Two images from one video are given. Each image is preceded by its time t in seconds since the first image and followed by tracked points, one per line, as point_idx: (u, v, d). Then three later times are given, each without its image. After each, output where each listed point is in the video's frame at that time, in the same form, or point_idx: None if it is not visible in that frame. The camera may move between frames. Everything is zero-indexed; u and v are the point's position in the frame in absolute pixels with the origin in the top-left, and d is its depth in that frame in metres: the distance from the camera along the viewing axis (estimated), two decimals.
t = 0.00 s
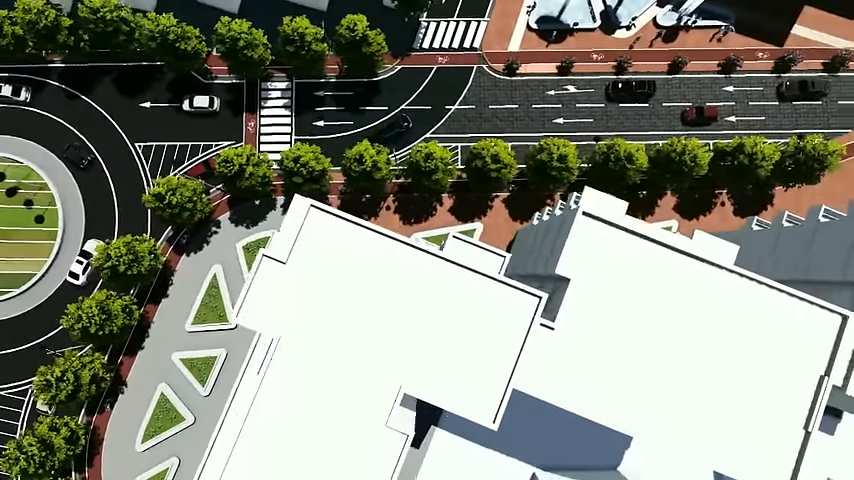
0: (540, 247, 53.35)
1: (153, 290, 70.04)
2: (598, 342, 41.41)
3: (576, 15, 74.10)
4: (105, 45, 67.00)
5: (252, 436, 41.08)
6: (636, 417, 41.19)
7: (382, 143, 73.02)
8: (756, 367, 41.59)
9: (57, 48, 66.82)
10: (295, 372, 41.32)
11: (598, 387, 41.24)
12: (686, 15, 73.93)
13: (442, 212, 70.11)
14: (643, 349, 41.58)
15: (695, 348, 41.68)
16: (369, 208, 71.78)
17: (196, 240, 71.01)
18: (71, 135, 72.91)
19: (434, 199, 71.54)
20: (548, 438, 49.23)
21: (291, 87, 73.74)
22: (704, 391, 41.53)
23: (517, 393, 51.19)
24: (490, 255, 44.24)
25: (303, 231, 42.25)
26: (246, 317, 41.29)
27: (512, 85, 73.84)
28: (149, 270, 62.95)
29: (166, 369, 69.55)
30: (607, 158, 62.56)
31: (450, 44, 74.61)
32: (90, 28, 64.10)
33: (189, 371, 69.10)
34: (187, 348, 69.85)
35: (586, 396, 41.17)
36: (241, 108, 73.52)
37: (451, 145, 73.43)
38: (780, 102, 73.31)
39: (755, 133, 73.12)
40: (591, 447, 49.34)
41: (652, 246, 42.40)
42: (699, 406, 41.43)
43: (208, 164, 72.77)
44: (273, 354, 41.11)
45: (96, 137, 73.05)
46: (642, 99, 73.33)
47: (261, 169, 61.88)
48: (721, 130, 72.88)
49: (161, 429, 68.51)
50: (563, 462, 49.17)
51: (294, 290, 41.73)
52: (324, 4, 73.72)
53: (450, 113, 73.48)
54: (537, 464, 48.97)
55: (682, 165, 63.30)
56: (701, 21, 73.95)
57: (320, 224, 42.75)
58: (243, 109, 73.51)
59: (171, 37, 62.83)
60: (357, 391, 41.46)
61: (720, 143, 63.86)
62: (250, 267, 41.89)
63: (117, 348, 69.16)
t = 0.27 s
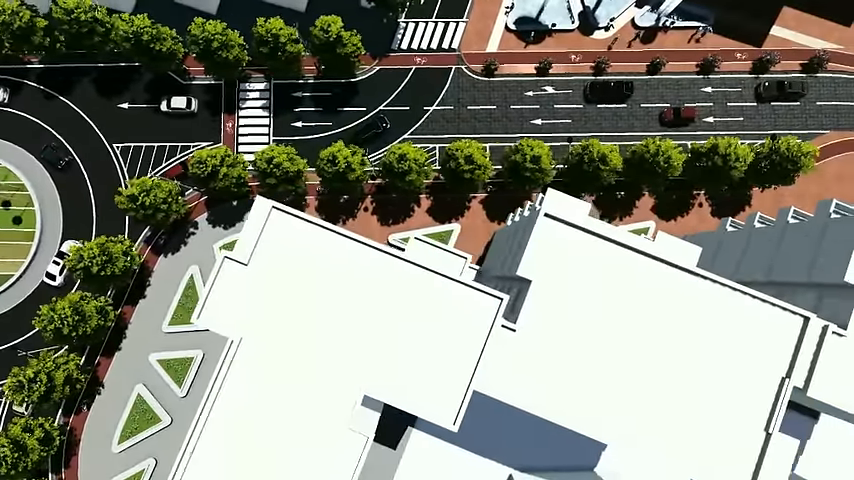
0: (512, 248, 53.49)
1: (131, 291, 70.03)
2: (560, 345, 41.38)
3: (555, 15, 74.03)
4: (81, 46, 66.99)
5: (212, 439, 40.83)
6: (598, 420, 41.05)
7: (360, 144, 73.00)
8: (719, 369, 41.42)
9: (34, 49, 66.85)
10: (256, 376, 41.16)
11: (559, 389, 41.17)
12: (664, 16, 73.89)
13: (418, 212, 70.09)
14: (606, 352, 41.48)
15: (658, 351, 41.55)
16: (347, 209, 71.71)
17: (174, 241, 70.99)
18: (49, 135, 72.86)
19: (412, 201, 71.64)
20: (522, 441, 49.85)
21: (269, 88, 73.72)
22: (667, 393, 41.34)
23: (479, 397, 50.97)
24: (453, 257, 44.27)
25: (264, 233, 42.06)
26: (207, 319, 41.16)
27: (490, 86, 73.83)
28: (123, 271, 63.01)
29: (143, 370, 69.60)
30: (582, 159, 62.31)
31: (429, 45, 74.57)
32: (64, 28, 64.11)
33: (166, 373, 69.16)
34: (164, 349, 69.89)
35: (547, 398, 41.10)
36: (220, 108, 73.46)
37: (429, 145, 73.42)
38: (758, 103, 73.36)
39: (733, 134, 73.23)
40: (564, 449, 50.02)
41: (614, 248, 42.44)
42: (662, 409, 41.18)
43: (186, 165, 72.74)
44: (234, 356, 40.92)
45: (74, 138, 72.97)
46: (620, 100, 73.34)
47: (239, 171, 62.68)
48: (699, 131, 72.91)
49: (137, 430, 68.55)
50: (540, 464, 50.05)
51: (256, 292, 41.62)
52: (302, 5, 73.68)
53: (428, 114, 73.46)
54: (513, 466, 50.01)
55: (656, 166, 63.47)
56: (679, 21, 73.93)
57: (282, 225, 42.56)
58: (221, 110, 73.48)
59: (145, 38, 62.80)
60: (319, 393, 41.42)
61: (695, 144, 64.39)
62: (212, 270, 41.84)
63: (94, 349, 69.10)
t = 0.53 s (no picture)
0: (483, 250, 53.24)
1: (108, 293, 69.93)
2: (523, 347, 41.38)
3: (534, 17, 74.00)
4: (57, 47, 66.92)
5: (173, 443, 40.32)
6: (561, 422, 40.90)
7: (339, 146, 72.90)
8: (681, 372, 41.35)
9: (11, 50, 66.86)
10: (217, 380, 40.86)
11: (521, 392, 41.05)
12: (644, 17, 73.79)
13: (396, 214, 69.97)
14: (570, 361, 41.41)
15: (621, 354, 41.47)
16: (326, 211, 71.58)
17: (152, 243, 70.90)
18: (27, 137, 72.78)
19: (390, 203, 71.58)
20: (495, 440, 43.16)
21: (248, 89, 73.61)
22: (630, 396, 41.17)
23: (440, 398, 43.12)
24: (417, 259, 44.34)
25: (227, 235, 42.00)
26: (169, 321, 41.04)
27: (469, 88, 73.74)
28: (97, 272, 62.88)
29: (120, 371, 69.55)
30: (557, 161, 62.33)
31: (408, 46, 74.42)
32: (40, 30, 64.10)
33: (144, 374, 69.14)
34: (142, 350, 69.87)
35: (510, 402, 40.96)
36: (198, 110, 73.40)
37: (408, 147, 73.28)
38: (737, 105, 73.32)
39: (712, 136, 73.20)
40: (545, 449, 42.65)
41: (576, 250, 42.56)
42: (625, 411, 41.01)
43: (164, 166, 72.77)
44: (195, 358, 40.64)
45: (53, 139, 72.88)
46: (598, 102, 73.30)
47: (214, 172, 62.89)
48: (678, 132, 72.83)
49: (115, 432, 68.50)
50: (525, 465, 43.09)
51: (218, 295, 41.54)
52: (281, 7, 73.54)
53: (407, 116, 73.38)
54: (491, 467, 43.20)
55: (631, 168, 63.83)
56: (659, 23, 73.84)
57: (245, 228, 42.56)
58: (199, 112, 73.38)
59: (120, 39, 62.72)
60: (280, 396, 40.90)
61: (672, 147, 64.12)
62: (174, 272, 41.86)
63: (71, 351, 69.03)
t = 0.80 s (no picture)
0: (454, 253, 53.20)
1: (88, 295, 69.91)
2: (487, 351, 41.37)
3: (514, 20, 74.07)
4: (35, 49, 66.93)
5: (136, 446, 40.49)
6: (525, 427, 40.88)
7: (318, 148, 72.90)
8: (644, 376, 41.38)
9: None
10: (180, 384, 40.84)
11: (485, 396, 41.04)
12: (623, 20, 73.81)
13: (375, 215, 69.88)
14: (534, 365, 41.39)
15: (585, 358, 41.53)
16: (305, 213, 71.47)
17: (131, 245, 70.78)
18: (7, 139, 72.74)
19: (369, 205, 71.43)
20: (467, 444, 41.10)
21: (228, 92, 73.58)
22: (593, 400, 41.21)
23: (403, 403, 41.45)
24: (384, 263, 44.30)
25: (191, 240, 41.95)
26: (133, 325, 41.06)
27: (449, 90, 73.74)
28: (74, 275, 63.03)
29: (99, 374, 69.48)
30: (533, 163, 62.58)
31: (388, 48, 74.45)
32: (16, 32, 64.14)
33: (122, 376, 69.10)
34: (120, 353, 69.82)
35: (474, 406, 40.93)
36: (178, 112, 73.38)
37: (388, 149, 73.28)
38: (716, 107, 73.31)
39: (692, 138, 73.17)
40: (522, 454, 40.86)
41: (542, 255, 42.45)
42: (588, 416, 41.04)
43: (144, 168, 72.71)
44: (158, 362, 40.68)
45: (32, 141, 72.86)
46: (578, 104, 73.26)
47: (189, 174, 62.41)
48: (657, 135, 72.84)
49: (93, 434, 68.44)
50: (502, 468, 41.02)
51: (183, 299, 41.53)
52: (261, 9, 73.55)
53: (386, 118, 73.36)
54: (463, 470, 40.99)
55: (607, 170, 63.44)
56: (638, 25, 73.89)
57: (210, 232, 42.47)
58: (179, 114, 73.35)
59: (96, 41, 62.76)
60: (244, 401, 40.95)
61: (649, 150, 63.98)
62: (138, 276, 41.77)
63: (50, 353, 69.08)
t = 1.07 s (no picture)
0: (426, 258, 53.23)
1: (68, 298, 69.93)
2: (453, 357, 41.28)
3: (495, 23, 74.08)
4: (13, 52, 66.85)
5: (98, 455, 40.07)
6: (491, 433, 40.74)
7: (299, 151, 72.82)
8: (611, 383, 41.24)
9: None
10: (145, 390, 40.65)
11: (451, 402, 40.92)
12: (605, 23, 73.79)
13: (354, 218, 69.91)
14: (500, 371, 41.29)
15: (552, 364, 41.41)
16: (285, 217, 71.39)
17: (111, 248, 70.68)
18: None
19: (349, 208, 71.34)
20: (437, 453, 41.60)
21: (209, 95, 73.51)
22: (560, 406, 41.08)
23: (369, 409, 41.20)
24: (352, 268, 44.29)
25: (157, 245, 42.15)
26: (98, 330, 41.00)
27: (430, 93, 73.69)
28: (51, 278, 63.09)
29: (78, 377, 69.34)
30: (509, 168, 62.74)
31: (369, 51, 74.43)
32: None
33: (101, 380, 69.00)
34: (99, 356, 69.74)
35: (439, 412, 40.83)
36: (158, 115, 73.25)
37: (368, 153, 73.18)
38: (698, 110, 73.23)
39: (673, 141, 73.06)
40: (494, 459, 40.94)
41: (509, 260, 42.29)
42: (554, 422, 40.94)
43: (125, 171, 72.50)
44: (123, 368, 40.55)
45: (13, 145, 72.73)
46: (559, 107, 73.21)
47: (164, 179, 62.54)
48: (639, 138, 72.77)
49: (72, 438, 68.32)
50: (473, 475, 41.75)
51: (149, 305, 41.51)
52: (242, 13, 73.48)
53: (367, 121, 73.33)
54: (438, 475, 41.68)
55: (584, 174, 63.49)
56: (619, 28, 73.89)
57: (177, 237, 42.50)
58: (160, 117, 73.22)
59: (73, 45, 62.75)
60: (208, 407, 40.61)
61: (627, 153, 63.70)
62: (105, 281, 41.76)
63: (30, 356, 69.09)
